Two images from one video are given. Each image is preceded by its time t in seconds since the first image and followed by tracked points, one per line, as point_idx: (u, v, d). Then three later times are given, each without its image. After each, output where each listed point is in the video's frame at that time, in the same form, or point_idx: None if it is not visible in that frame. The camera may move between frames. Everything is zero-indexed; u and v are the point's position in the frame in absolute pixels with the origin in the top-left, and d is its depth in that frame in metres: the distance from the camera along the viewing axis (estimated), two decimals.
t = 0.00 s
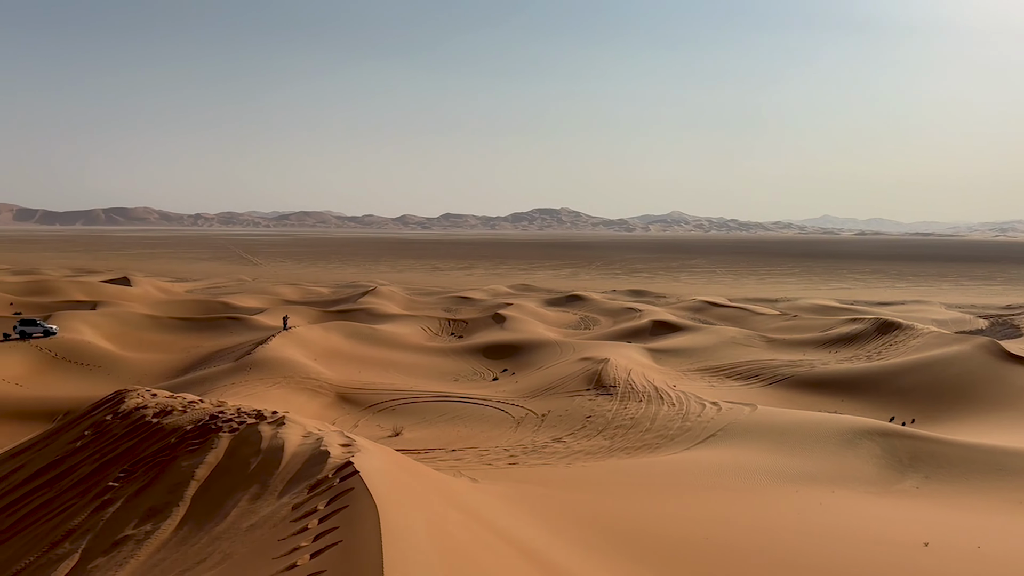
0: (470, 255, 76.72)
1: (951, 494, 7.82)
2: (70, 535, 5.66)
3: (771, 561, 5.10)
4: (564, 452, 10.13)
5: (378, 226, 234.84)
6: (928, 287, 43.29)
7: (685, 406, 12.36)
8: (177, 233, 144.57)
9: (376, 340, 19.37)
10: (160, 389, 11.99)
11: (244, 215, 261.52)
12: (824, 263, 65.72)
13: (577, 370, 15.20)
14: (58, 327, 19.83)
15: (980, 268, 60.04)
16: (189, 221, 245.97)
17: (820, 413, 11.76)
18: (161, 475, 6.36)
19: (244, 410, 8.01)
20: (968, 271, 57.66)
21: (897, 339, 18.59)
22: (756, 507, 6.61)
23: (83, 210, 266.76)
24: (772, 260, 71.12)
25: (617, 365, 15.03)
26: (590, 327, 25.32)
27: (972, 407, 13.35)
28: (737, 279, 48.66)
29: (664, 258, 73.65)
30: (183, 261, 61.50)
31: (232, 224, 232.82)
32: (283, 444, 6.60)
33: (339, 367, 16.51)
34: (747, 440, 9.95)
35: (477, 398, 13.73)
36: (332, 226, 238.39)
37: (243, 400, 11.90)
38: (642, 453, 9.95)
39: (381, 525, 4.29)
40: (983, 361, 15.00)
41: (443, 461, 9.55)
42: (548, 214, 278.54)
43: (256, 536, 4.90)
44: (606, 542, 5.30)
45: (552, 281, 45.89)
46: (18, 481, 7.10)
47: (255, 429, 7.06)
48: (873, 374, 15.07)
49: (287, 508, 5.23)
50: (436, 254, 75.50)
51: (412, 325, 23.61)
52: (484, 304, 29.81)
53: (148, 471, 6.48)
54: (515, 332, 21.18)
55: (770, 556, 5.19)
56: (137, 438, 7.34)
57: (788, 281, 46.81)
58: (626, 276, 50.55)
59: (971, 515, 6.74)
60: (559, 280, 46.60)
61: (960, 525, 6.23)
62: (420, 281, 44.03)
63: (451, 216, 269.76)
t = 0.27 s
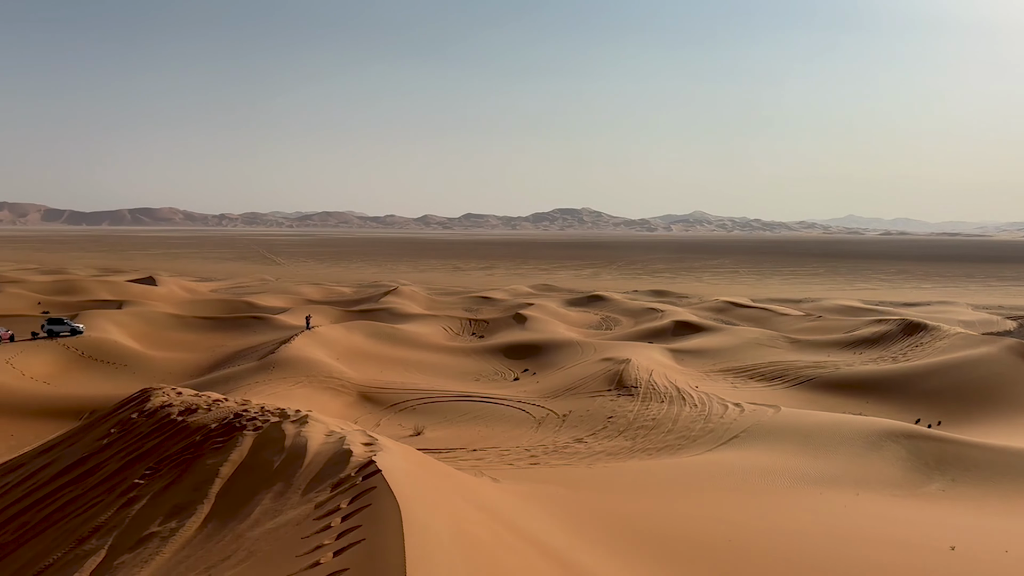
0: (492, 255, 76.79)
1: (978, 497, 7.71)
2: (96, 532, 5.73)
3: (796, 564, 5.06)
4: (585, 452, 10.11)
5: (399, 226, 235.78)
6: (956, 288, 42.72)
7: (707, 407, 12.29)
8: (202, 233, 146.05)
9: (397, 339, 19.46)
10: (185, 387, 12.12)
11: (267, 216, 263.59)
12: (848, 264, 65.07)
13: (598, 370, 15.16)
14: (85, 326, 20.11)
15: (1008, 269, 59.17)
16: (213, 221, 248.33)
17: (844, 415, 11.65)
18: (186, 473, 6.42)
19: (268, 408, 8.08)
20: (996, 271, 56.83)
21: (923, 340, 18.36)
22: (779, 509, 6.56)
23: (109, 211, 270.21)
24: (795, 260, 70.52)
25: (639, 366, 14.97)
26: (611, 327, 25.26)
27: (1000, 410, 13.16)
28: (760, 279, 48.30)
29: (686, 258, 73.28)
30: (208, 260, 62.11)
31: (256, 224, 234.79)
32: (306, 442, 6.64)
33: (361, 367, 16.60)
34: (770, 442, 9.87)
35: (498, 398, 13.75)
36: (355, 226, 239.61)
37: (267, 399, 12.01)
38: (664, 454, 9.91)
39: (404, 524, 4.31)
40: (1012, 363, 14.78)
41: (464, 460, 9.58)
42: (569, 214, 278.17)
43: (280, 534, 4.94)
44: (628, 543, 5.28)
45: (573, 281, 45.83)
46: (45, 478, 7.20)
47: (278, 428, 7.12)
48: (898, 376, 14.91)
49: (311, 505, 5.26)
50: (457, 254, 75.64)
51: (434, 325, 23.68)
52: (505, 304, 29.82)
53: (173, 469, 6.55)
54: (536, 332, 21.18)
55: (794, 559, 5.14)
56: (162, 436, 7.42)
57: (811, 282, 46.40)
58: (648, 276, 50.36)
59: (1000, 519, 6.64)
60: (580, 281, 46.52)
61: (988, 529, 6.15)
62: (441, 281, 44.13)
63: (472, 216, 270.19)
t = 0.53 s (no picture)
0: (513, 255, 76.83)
1: (1006, 501, 7.60)
2: (122, 529, 5.80)
3: (821, 567, 5.01)
4: (607, 453, 10.08)
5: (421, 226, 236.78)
6: (983, 289, 42.13)
7: (730, 408, 12.21)
8: (226, 233, 147.45)
9: (419, 339, 19.53)
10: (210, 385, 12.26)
11: (289, 215, 265.61)
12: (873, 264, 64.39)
13: (620, 371, 15.11)
14: (111, 325, 20.37)
15: None
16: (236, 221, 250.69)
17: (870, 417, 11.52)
18: (210, 471, 6.48)
19: (291, 407, 8.14)
20: None
21: (950, 341, 18.11)
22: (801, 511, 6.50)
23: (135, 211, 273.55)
24: (819, 261, 69.91)
25: (661, 367, 14.90)
26: (633, 327, 25.18)
27: None
28: (784, 280, 47.93)
29: (708, 258, 72.88)
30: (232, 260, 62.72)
31: (279, 224, 236.60)
32: (329, 441, 6.69)
33: (383, 366, 16.69)
34: (794, 444, 9.79)
35: (519, 398, 13.75)
36: (377, 226, 240.66)
37: (290, 398, 12.09)
38: (686, 456, 9.85)
39: (427, 522, 4.33)
40: None
41: (486, 460, 9.59)
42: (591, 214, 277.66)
43: (302, 533, 4.96)
44: (650, 545, 5.25)
45: (594, 281, 45.78)
46: (71, 476, 7.29)
47: (301, 426, 7.17)
48: (925, 378, 14.71)
49: (334, 504, 5.30)
50: (479, 254, 75.75)
51: (455, 324, 23.74)
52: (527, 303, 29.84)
53: (198, 467, 6.61)
54: (557, 332, 21.16)
55: (818, 562, 5.09)
56: (187, 434, 7.50)
57: (836, 282, 45.97)
58: (670, 276, 50.14)
59: None
60: (602, 281, 46.43)
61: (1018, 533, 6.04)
62: (463, 281, 44.24)
63: (494, 216, 270.57)
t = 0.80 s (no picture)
0: (536, 254, 76.81)
1: None
2: (148, 525, 5.87)
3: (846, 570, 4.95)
4: (629, 453, 10.04)
5: (443, 226, 237.49)
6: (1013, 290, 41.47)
7: (754, 409, 12.11)
8: (251, 233, 148.82)
9: (441, 338, 19.59)
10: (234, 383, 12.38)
11: (313, 215, 267.42)
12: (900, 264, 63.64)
13: (642, 371, 15.06)
14: (138, 324, 20.62)
15: None
16: (260, 221, 252.83)
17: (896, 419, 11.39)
18: (234, 468, 6.55)
19: (315, 405, 8.20)
20: None
21: (978, 343, 17.85)
22: (825, 514, 6.43)
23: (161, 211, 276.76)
24: (845, 261, 69.20)
25: (684, 367, 14.82)
26: (656, 327, 25.08)
27: None
28: (809, 280, 47.49)
29: (732, 258, 72.40)
30: (256, 259, 63.25)
31: (303, 224, 238.30)
32: (352, 439, 6.73)
33: (406, 365, 16.76)
34: (818, 445, 9.70)
35: (542, 398, 13.75)
36: (399, 226, 241.72)
37: (314, 396, 12.19)
38: (709, 457, 9.79)
39: (449, 521, 4.34)
40: None
41: (507, 459, 9.59)
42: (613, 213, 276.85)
43: (326, 530, 5.00)
44: (673, 546, 5.23)
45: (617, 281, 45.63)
46: (99, 472, 7.39)
47: (325, 425, 7.22)
48: (953, 380, 14.50)
49: (357, 502, 5.32)
50: (501, 254, 75.81)
51: (477, 324, 23.78)
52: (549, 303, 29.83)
53: (223, 464, 6.68)
54: (579, 332, 21.13)
55: (843, 565, 5.04)
56: (212, 432, 7.57)
57: (861, 282, 45.48)
58: (693, 276, 49.88)
59: None
60: (624, 281, 46.27)
61: None
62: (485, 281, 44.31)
63: (516, 216, 270.65)
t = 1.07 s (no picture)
0: (558, 254, 76.71)
1: None
2: (174, 521, 5.95)
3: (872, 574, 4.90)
4: (652, 454, 10.00)
5: (465, 225, 238.13)
6: None
7: (778, 411, 12.02)
8: (275, 233, 149.93)
9: (463, 338, 19.63)
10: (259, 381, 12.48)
11: (336, 215, 269.02)
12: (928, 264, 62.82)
13: (665, 371, 14.99)
14: (165, 322, 20.84)
15: None
16: (284, 220, 254.82)
17: (923, 421, 11.25)
18: (260, 465, 6.61)
19: (338, 404, 8.25)
20: None
21: (1008, 344, 17.58)
22: (850, 516, 6.37)
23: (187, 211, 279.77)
24: (871, 261, 68.37)
25: (707, 368, 14.74)
26: (679, 328, 24.95)
27: None
28: (834, 280, 47.02)
29: (756, 258, 71.86)
30: (280, 259, 63.71)
31: (327, 224, 239.70)
32: (376, 438, 6.76)
33: (428, 364, 16.82)
34: (844, 447, 9.60)
35: (564, 398, 13.73)
36: (422, 225, 242.68)
37: (337, 395, 12.27)
38: (733, 458, 9.72)
39: (472, 519, 4.35)
40: None
41: (529, 459, 9.59)
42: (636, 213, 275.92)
43: (350, 528, 5.03)
44: (696, 548, 5.20)
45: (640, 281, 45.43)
46: (127, 469, 7.49)
47: (349, 423, 7.26)
48: (981, 381, 14.29)
49: (381, 500, 5.35)
50: (523, 254, 75.82)
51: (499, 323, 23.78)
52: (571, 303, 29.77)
53: (248, 462, 6.75)
54: (602, 332, 21.07)
55: (869, 569, 4.99)
56: (238, 429, 7.65)
57: (888, 283, 44.95)
58: (717, 276, 49.55)
59: None
60: (647, 280, 46.08)
61: None
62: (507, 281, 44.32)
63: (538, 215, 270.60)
